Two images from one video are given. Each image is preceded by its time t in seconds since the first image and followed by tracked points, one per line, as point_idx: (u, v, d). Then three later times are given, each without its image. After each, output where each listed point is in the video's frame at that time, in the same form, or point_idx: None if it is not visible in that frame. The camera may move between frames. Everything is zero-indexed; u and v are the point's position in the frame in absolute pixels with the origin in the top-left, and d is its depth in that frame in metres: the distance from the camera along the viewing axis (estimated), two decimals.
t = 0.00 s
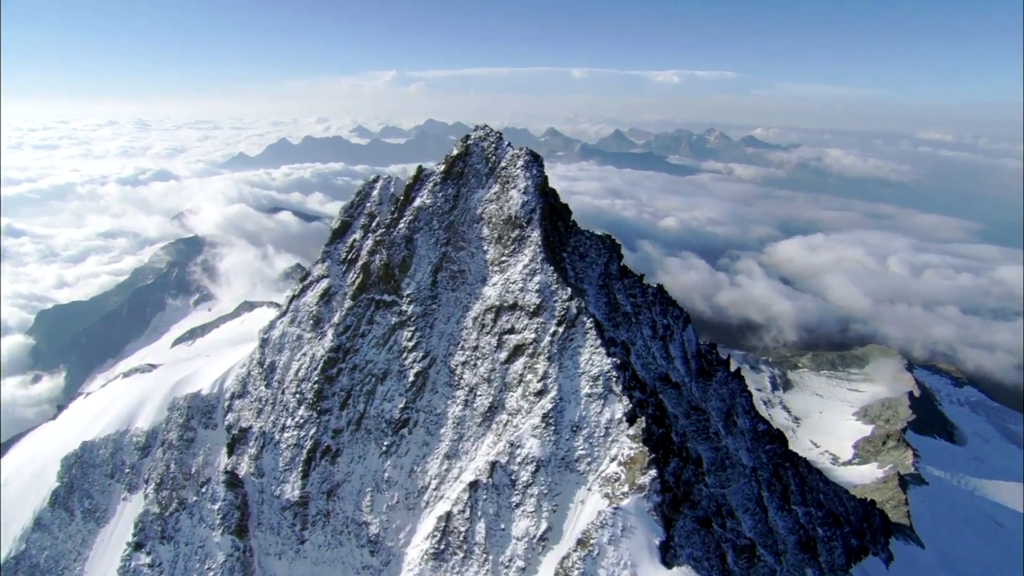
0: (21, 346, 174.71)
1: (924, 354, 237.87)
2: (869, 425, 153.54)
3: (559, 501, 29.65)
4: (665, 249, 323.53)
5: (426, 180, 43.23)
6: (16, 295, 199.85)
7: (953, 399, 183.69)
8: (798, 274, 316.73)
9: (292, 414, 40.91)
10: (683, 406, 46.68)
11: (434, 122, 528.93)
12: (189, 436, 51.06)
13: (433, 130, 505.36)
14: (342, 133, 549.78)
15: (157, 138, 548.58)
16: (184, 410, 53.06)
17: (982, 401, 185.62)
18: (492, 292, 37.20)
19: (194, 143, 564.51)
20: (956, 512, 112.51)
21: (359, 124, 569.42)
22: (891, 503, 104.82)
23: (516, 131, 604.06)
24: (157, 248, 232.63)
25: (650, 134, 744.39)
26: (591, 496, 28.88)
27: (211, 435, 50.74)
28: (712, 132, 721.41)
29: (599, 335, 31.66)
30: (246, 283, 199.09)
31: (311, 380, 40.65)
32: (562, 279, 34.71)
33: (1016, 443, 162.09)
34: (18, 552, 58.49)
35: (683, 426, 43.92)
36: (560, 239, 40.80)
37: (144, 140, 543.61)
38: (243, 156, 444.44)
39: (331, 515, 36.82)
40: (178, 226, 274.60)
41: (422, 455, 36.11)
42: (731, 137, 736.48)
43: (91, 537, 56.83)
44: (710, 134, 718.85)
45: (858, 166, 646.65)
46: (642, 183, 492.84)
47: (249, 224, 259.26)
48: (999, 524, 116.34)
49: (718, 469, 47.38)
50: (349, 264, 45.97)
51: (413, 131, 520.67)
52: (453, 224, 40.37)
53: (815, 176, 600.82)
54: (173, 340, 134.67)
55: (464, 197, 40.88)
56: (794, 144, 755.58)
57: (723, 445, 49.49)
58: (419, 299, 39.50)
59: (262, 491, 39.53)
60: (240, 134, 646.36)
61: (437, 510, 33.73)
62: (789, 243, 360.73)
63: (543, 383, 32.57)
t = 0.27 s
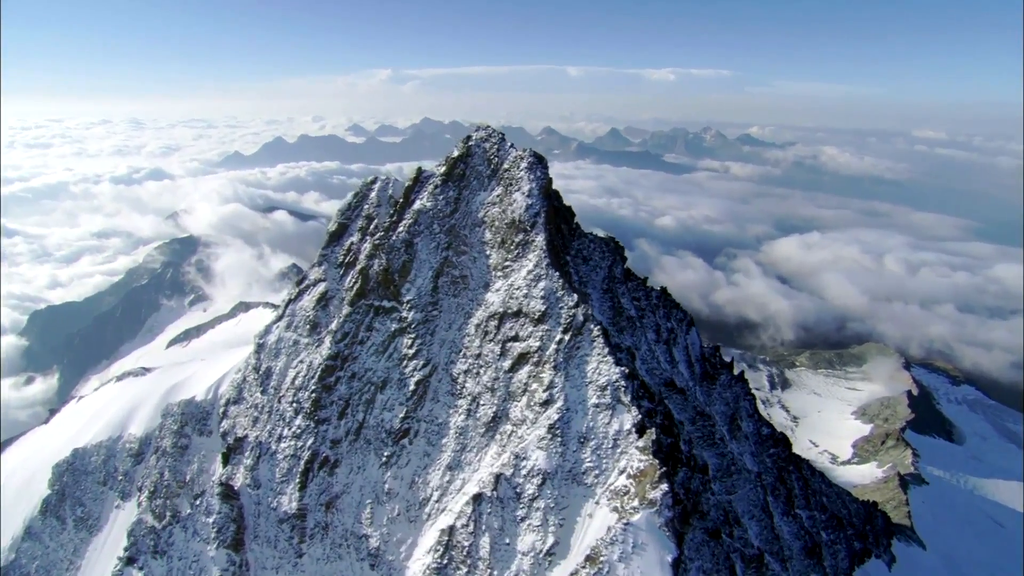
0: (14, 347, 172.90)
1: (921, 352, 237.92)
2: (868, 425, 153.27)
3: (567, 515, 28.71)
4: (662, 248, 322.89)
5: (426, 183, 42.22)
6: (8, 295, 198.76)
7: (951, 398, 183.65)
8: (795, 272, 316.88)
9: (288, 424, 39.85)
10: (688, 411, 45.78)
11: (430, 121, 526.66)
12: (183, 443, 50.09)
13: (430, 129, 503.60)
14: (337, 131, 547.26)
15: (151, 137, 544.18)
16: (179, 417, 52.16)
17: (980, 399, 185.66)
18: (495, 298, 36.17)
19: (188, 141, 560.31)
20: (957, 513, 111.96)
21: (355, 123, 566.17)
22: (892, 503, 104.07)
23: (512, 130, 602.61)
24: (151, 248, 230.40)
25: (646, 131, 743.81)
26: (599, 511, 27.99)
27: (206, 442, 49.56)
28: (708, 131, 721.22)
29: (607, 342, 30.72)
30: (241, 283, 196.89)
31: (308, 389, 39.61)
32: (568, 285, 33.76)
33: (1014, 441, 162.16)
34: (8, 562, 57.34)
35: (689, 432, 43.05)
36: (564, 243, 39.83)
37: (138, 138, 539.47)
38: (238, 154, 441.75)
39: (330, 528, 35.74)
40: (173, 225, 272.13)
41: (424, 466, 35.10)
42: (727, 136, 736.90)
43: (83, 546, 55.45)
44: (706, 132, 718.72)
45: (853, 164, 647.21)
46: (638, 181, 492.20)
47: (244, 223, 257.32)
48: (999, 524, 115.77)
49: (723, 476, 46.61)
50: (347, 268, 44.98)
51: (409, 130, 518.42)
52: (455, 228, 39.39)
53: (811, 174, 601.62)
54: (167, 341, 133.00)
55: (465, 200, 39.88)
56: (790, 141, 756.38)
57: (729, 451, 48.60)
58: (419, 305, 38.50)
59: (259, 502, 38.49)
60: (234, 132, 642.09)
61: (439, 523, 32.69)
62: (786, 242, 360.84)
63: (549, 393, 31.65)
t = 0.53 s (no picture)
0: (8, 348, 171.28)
1: (918, 351, 237.88)
2: (866, 424, 152.99)
3: (573, 527, 27.95)
4: (660, 247, 322.13)
5: (426, 185, 41.33)
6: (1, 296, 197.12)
7: (949, 397, 183.51)
8: (792, 271, 316.84)
9: (286, 433, 38.89)
10: (693, 416, 45.00)
11: (427, 120, 524.40)
12: (178, 449, 49.33)
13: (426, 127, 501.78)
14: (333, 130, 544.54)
15: (146, 137, 540.51)
16: (174, 424, 51.20)
17: (977, 398, 185.68)
18: (498, 304, 35.38)
19: (183, 140, 556.64)
20: (957, 514, 111.39)
21: (351, 122, 563.07)
22: (892, 504, 103.38)
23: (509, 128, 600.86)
24: (146, 248, 228.46)
25: (642, 130, 742.62)
26: (607, 523, 27.28)
27: (201, 449, 48.56)
28: (705, 129, 720.55)
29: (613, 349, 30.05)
30: (238, 283, 195.10)
31: (306, 397, 38.67)
32: (572, 290, 33.03)
33: (1012, 440, 162.15)
34: None
35: (694, 438, 42.28)
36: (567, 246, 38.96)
37: (132, 138, 535.93)
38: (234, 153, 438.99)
39: (328, 539, 34.86)
40: (167, 225, 269.82)
41: (425, 475, 34.32)
42: (723, 134, 736.13)
43: (76, 555, 54.46)
44: (703, 131, 717.90)
45: (850, 162, 647.69)
46: (636, 180, 491.53)
47: (240, 223, 255.44)
48: (1000, 525, 115.33)
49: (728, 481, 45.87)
50: (344, 271, 43.98)
51: (406, 129, 516.22)
52: (456, 231, 38.52)
53: (808, 172, 601.66)
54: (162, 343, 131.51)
55: (467, 202, 39.02)
56: (786, 140, 755.87)
57: (734, 455, 47.83)
58: (420, 310, 37.65)
59: (255, 513, 37.63)
60: (229, 131, 638.72)
61: (441, 534, 31.87)
62: (783, 240, 360.98)
63: (554, 401, 30.93)
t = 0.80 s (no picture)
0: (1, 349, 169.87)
1: (915, 349, 238.01)
2: (865, 424, 152.75)
3: (580, 540, 27.21)
4: (657, 246, 321.52)
5: (426, 187, 40.46)
6: None
7: (946, 395, 183.59)
8: (789, 270, 316.88)
9: (283, 442, 37.99)
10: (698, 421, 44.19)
11: (423, 119, 522.44)
12: (173, 456, 48.47)
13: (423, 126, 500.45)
14: (329, 129, 542.31)
15: (140, 136, 536.83)
16: (169, 430, 50.29)
17: (974, 397, 185.90)
18: (501, 310, 34.64)
19: (177, 140, 553.68)
20: (957, 514, 110.92)
21: (347, 121, 560.57)
22: (892, 504, 102.85)
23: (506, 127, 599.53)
24: (141, 248, 226.56)
25: (639, 129, 741.57)
26: (615, 537, 26.52)
27: (196, 455, 47.61)
28: (702, 128, 720.37)
29: (620, 357, 29.36)
30: (233, 284, 193.45)
31: (303, 405, 37.75)
32: (579, 295, 32.24)
33: (1009, 439, 162.26)
34: None
35: (700, 443, 41.51)
36: (571, 250, 38.26)
37: (127, 137, 532.91)
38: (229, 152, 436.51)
39: (327, 552, 33.95)
40: (162, 225, 267.90)
41: (426, 486, 33.50)
42: (720, 133, 735.97)
43: (69, 564, 53.40)
44: (700, 129, 718.02)
45: (846, 161, 648.79)
46: (632, 179, 491.16)
47: (235, 223, 253.68)
48: (999, 525, 114.91)
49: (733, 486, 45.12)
50: (342, 274, 43.13)
51: (402, 127, 514.20)
52: (458, 233, 37.70)
53: (804, 171, 602.08)
54: (156, 345, 130.14)
55: (468, 205, 38.19)
56: (782, 138, 756.35)
57: (739, 461, 47.12)
58: (420, 316, 36.78)
59: (252, 524, 36.74)
60: (224, 130, 635.55)
61: (442, 547, 31.04)
62: (780, 239, 361.01)
63: (560, 411, 30.19)
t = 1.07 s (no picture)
0: None
1: (912, 348, 238.30)
2: (863, 423, 152.44)
3: (588, 556, 26.49)
4: (654, 244, 321.03)
5: (426, 190, 39.44)
6: None
7: (944, 394, 183.67)
8: (786, 268, 316.91)
9: (280, 454, 36.93)
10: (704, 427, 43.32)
11: (419, 117, 520.46)
12: (167, 464, 47.31)
13: (419, 125, 498.64)
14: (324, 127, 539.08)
15: (134, 135, 532.59)
16: (162, 438, 49.10)
17: (971, 395, 186.03)
18: (506, 318, 33.69)
19: (171, 138, 549.13)
20: (956, 515, 110.48)
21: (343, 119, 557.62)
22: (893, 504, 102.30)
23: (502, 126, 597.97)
24: (135, 248, 224.38)
25: (634, 127, 740.81)
26: (626, 554, 25.81)
27: (191, 463, 46.48)
28: (698, 126, 720.62)
29: (630, 367, 28.59)
30: (228, 284, 191.81)
31: (301, 416, 36.74)
32: (586, 303, 31.40)
33: (1006, 438, 162.36)
34: None
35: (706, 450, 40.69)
36: (576, 254, 37.36)
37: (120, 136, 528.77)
38: (224, 151, 433.69)
39: (326, 567, 32.96)
40: (156, 224, 265.69)
41: (429, 498, 32.61)
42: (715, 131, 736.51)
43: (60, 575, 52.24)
44: (696, 127, 718.36)
45: (841, 159, 650.54)
46: (629, 177, 490.70)
47: (231, 223, 251.77)
48: (999, 525, 114.61)
49: (740, 493, 44.26)
50: (339, 279, 42.13)
51: (398, 126, 511.93)
52: (459, 238, 36.70)
53: (800, 169, 602.80)
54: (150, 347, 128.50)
55: (470, 209, 37.21)
56: (778, 137, 757.74)
57: (745, 467, 46.34)
58: (421, 324, 35.78)
59: (248, 538, 35.73)
60: (218, 128, 631.45)
61: (445, 562, 30.13)
62: (776, 238, 361.24)
63: (567, 423, 29.38)
